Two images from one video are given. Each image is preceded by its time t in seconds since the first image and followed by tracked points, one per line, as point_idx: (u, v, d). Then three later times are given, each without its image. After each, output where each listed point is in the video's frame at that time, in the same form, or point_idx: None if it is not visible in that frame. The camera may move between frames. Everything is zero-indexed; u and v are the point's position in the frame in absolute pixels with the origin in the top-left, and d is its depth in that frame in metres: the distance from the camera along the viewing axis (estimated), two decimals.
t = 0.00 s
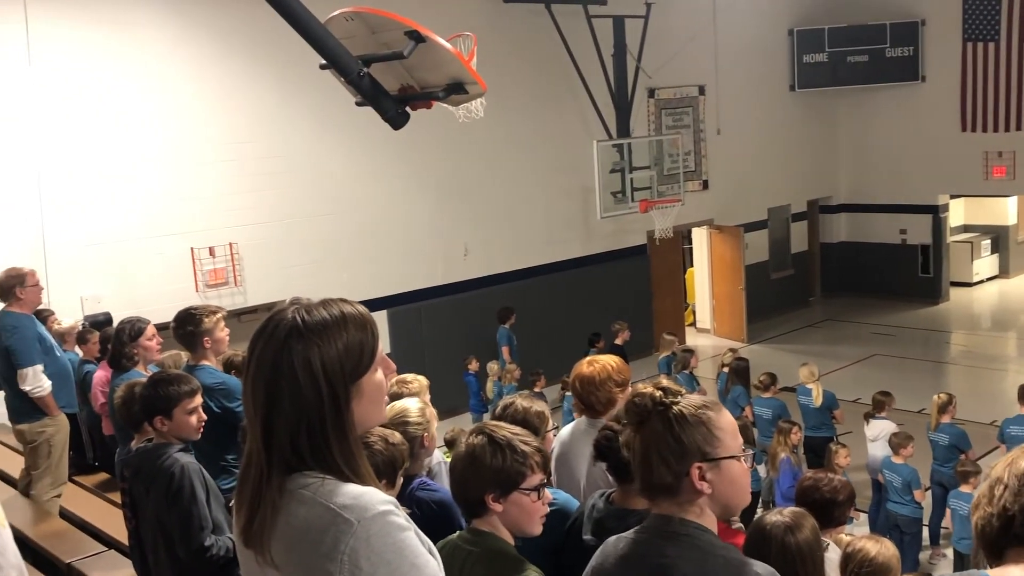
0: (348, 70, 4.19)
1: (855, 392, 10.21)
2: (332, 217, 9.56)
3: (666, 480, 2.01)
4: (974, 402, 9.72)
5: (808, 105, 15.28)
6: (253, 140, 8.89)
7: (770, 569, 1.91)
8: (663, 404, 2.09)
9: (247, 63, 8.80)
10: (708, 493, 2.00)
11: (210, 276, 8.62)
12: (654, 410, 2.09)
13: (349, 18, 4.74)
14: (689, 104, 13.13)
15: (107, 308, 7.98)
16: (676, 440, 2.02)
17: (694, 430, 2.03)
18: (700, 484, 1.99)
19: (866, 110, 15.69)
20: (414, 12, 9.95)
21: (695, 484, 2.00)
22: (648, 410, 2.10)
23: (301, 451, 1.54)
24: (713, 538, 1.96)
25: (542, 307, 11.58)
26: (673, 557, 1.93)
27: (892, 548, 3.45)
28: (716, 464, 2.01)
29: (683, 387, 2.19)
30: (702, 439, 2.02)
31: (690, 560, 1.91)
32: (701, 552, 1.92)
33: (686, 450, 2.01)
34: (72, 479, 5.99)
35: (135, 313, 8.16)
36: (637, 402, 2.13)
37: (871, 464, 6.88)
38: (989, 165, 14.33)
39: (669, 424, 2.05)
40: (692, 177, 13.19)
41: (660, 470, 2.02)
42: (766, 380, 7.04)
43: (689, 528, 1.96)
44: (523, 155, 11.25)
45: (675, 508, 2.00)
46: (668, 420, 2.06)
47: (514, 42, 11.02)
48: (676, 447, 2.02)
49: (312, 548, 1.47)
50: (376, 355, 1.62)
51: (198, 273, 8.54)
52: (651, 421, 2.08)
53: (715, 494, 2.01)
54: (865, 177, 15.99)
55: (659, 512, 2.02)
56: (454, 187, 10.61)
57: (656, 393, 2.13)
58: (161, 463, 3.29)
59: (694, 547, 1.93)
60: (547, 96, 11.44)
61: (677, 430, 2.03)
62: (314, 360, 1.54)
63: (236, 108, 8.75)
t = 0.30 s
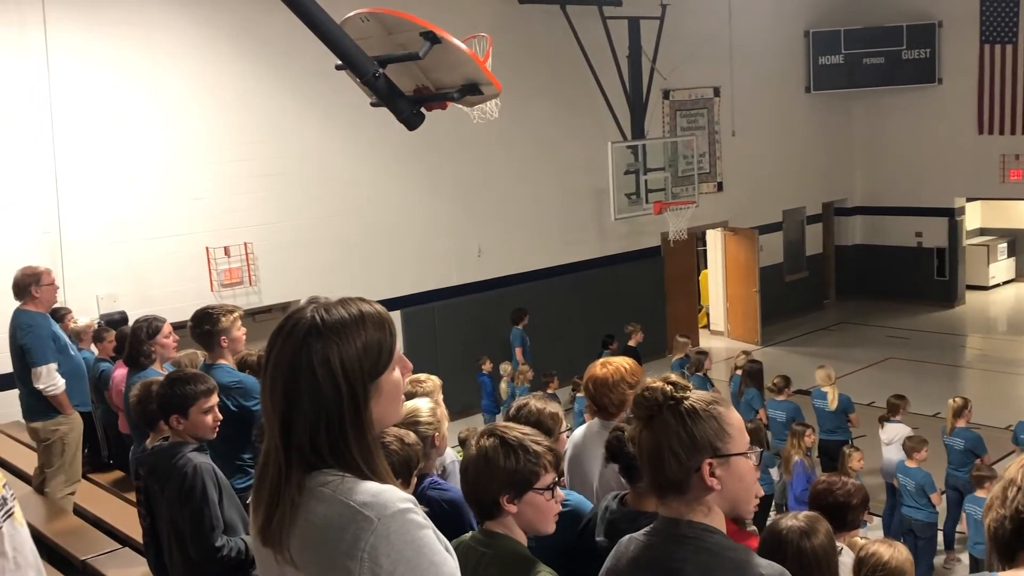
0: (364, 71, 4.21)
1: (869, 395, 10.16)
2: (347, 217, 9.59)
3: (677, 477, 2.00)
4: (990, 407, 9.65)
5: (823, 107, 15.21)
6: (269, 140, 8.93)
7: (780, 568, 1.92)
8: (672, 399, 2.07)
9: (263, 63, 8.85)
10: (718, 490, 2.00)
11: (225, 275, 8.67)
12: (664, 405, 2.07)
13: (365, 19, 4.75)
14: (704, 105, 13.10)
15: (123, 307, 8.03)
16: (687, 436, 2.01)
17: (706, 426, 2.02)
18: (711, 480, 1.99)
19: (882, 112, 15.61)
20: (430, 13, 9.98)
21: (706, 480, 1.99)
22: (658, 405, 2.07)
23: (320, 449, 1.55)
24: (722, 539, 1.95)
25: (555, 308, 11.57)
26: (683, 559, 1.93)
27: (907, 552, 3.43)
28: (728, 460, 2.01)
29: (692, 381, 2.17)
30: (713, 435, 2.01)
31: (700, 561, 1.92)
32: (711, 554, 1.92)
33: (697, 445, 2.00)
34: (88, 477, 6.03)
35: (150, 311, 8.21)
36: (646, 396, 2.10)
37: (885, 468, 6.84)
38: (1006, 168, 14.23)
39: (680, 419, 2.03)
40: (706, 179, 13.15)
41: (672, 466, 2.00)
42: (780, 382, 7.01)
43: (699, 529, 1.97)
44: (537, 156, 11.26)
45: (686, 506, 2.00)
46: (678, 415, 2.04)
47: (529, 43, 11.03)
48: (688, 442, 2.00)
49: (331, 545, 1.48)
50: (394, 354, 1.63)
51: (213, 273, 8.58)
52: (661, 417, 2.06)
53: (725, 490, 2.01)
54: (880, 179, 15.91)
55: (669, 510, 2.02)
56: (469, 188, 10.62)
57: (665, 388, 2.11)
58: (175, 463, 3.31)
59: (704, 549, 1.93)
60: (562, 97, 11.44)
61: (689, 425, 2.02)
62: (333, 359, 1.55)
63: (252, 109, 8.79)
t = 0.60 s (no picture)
0: (373, 71, 4.23)
1: (877, 396, 10.13)
2: (355, 217, 9.60)
3: (685, 477, 1.98)
4: (999, 408, 9.61)
5: (832, 108, 15.17)
6: (277, 139, 8.94)
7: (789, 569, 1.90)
8: (672, 400, 2.06)
9: (272, 63, 8.86)
10: (728, 484, 1.99)
11: (233, 274, 8.68)
12: (665, 407, 2.05)
13: (374, 19, 4.71)
14: (712, 106, 13.07)
15: (132, 306, 8.05)
16: (693, 433, 1.99)
17: (709, 422, 2.00)
18: (721, 475, 1.98)
19: (891, 113, 15.55)
20: (438, 13, 9.98)
21: (715, 477, 1.98)
22: (660, 409, 2.05)
23: (332, 448, 1.55)
24: (733, 539, 1.94)
25: (562, 308, 11.56)
26: (694, 561, 1.94)
27: (915, 554, 3.42)
28: (735, 452, 2.00)
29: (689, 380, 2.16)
30: (718, 428, 2.00)
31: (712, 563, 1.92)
32: (719, 556, 1.92)
33: (704, 441, 1.98)
34: (96, 475, 6.05)
35: (158, 310, 8.23)
36: (646, 400, 2.08)
37: (893, 469, 6.82)
38: (1015, 169, 14.17)
39: (684, 418, 2.01)
40: (714, 180, 13.13)
41: (677, 468, 1.99)
42: (789, 384, 6.99)
43: (711, 530, 1.96)
44: (545, 156, 11.25)
45: (696, 506, 1.99)
46: (681, 415, 2.02)
47: (537, 43, 11.02)
48: (695, 439, 1.99)
49: (341, 544, 1.47)
50: (406, 354, 1.62)
51: (221, 272, 8.60)
52: (665, 419, 2.03)
53: (735, 485, 2.00)
54: (889, 180, 15.85)
55: (677, 513, 2.02)
56: (477, 188, 10.62)
57: (665, 392, 2.09)
58: (185, 461, 3.31)
59: (713, 550, 1.93)
60: (569, 96, 11.43)
61: (694, 422, 2.00)
62: (346, 357, 1.55)
63: (260, 108, 8.80)
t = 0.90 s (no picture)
0: (374, 69, 4.21)
1: (878, 395, 10.13)
2: (356, 214, 9.60)
3: (682, 472, 1.98)
4: (1001, 407, 9.61)
5: (834, 106, 15.15)
6: (278, 137, 8.94)
7: (793, 568, 1.88)
8: (660, 397, 2.07)
9: (272, 61, 8.86)
10: (725, 475, 1.99)
11: (234, 272, 8.69)
12: (654, 404, 2.05)
13: (375, 17, 4.72)
14: (713, 104, 13.07)
15: (133, 304, 8.06)
16: (686, 427, 1.99)
17: (700, 414, 2.01)
18: (718, 466, 1.97)
19: (893, 111, 15.54)
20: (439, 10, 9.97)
21: (711, 469, 1.98)
22: (650, 406, 2.05)
23: (333, 445, 1.55)
24: (734, 537, 1.95)
25: (563, 307, 11.55)
26: (697, 560, 1.94)
27: (916, 552, 3.42)
28: (727, 441, 2.00)
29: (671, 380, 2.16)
30: (708, 419, 2.00)
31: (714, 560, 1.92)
32: (721, 554, 1.92)
33: (698, 433, 1.98)
34: (97, 472, 6.06)
35: (159, 308, 8.23)
36: (635, 400, 2.09)
37: (894, 467, 6.82)
38: (1017, 168, 14.17)
39: (675, 413, 2.02)
40: (715, 178, 13.12)
41: (672, 464, 1.99)
42: (790, 382, 6.98)
43: (715, 529, 1.96)
44: (546, 154, 11.25)
45: (695, 502, 1.99)
46: (671, 410, 2.03)
47: (538, 42, 11.02)
48: (688, 433, 1.98)
49: (341, 542, 1.48)
50: (408, 351, 1.62)
51: (222, 270, 8.61)
52: (656, 416, 2.03)
53: (731, 475, 1.99)
54: (891, 178, 15.84)
55: (677, 510, 2.01)
56: (478, 186, 10.63)
57: (654, 390, 2.10)
58: (189, 459, 3.31)
59: (716, 549, 1.93)
60: (570, 94, 11.43)
61: (685, 416, 2.00)
62: (348, 353, 1.55)
63: (260, 107, 8.80)
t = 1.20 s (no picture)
0: (368, 65, 4.22)
1: (873, 391, 10.15)
2: (351, 211, 9.60)
3: (675, 480, 1.97)
4: (994, 403, 9.65)
5: (828, 103, 15.16)
6: (273, 134, 8.93)
7: (792, 558, 1.89)
8: (638, 413, 2.05)
9: (267, 57, 8.84)
10: (715, 473, 1.98)
11: (228, 269, 8.67)
12: (633, 421, 2.04)
13: (369, 13, 4.68)
14: (708, 101, 13.08)
15: (127, 300, 8.04)
16: (669, 437, 1.98)
17: (680, 421, 2.00)
18: (707, 466, 1.97)
19: (887, 108, 15.56)
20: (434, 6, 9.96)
21: (701, 469, 1.97)
22: (630, 425, 2.04)
23: (326, 442, 1.55)
24: (733, 530, 1.95)
25: (558, 304, 11.56)
26: (697, 554, 1.95)
27: (908, 549, 3.42)
28: (712, 437, 1.99)
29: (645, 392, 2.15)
30: (689, 423, 1.99)
31: (713, 557, 1.92)
32: (719, 546, 1.93)
33: (682, 440, 1.98)
34: (91, 470, 6.05)
35: (153, 305, 8.21)
36: (615, 421, 2.08)
37: (888, 463, 6.83)
38: (1011, 164, 14.20)
39: (656, 426, 2.00)
40: (710, 175, 13.14)
41: (661, 475, 1.98)
42: (784, 378, 6.99)
43: (715, 524, 1.96)
44: (541, 151, 11.25)
45: (691, 504, 1.98)
46: (651, 423, 2.01)
47: (534, 38, 11.02)
48: (672, 441, 1.98)
49: (335, 538, 1.47)
50: (400, 347, 1.62)
51: (217, 266, 8.59)
52: (637, 433, 2.02)
53: (722, 471, 1.99)
54: (886, 175, 15.87)
55: (674, 513, 2.01)
56: (473, 182, 10.62)
57: (631, 407, 2.08)
58: (183, 457, 3.31)
59: (716, 540, 1.94)
60: (566, 91, 11.44)
61: (666, 425, 1.99)
62: (340, 349, 1.55)
63: (255, 104, 8.78)
